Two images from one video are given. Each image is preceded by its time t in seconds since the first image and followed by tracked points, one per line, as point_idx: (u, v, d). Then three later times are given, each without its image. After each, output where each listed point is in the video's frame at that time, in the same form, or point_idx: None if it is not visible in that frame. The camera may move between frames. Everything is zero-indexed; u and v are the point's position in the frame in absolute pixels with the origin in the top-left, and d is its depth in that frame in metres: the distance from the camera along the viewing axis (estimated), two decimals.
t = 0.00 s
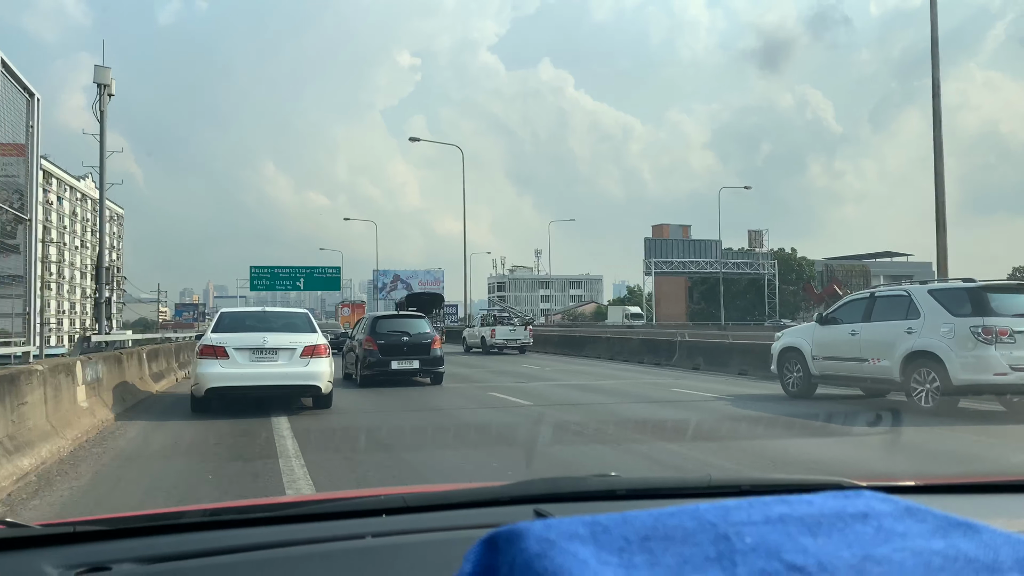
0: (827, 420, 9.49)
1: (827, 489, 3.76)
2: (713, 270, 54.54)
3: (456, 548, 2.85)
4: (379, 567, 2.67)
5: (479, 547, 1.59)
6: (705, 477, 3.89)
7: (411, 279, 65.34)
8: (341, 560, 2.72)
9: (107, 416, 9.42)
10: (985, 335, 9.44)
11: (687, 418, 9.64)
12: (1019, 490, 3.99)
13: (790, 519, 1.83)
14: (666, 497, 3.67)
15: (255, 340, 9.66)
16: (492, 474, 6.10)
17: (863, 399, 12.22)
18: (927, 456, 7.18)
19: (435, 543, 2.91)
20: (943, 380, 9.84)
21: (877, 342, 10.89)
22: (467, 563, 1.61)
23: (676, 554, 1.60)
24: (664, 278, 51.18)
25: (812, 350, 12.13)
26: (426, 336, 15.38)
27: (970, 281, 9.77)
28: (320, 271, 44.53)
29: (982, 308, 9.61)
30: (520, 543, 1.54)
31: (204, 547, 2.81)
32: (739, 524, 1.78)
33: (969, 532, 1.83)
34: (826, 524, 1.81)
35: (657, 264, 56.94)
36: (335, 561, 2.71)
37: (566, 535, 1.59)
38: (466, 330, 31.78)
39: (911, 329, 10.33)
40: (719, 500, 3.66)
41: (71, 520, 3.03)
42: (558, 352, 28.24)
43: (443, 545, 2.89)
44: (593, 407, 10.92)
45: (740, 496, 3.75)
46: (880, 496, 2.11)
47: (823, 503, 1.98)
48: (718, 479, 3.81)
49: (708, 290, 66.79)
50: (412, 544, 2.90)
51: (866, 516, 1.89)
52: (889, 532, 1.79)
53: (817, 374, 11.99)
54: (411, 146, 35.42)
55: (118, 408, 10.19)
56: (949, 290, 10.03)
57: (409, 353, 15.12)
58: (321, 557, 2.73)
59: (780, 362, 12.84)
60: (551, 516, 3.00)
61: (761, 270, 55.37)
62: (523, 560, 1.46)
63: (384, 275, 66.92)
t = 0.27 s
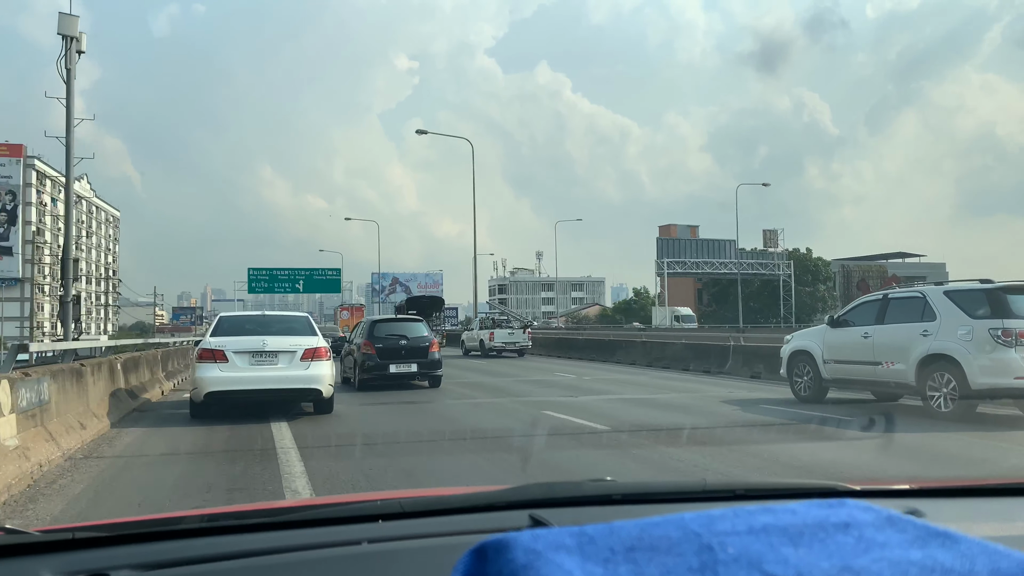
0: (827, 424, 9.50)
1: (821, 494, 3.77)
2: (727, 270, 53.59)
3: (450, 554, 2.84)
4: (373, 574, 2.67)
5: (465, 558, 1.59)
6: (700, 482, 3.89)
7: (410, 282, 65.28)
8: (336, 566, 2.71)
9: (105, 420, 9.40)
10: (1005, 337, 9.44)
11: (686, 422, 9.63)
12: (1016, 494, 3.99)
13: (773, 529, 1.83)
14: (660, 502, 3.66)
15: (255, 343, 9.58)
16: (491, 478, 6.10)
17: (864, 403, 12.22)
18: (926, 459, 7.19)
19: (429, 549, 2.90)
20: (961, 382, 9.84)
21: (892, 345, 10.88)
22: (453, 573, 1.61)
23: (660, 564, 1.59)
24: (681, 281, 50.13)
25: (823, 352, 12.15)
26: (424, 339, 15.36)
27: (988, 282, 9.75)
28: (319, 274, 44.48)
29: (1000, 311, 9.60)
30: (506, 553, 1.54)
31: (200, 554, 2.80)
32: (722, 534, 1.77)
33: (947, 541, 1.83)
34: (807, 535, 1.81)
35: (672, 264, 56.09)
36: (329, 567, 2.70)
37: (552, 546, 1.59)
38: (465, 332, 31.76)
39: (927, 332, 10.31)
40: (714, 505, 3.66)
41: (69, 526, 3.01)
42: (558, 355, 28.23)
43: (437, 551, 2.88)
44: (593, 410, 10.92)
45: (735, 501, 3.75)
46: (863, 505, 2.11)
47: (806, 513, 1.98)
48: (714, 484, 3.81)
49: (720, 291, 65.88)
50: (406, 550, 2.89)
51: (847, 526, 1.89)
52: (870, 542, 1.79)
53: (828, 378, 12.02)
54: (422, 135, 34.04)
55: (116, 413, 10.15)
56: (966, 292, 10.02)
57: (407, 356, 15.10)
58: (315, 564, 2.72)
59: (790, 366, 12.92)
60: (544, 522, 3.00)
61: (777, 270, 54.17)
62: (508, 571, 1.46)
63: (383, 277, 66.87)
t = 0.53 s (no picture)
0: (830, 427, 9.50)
1: (828, 497, 3.77)
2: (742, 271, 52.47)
3: (460, 560, 2.83)
4: None
5: (484, 563, 1.60)
6: (707, 486, 3.90)
7: (408, 285, 65.30)
8: (346, 572, 2.70)
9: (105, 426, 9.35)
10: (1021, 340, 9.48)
11: (689, 426, 9.61)
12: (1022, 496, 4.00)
13: (790, 531, 1.83)
14: (668, 507, 3.66)
15: (256, 349, 9.36)
16: (495, 483, 6.09)
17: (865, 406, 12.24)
18: (930, 462, 7.19)
19: (438, 555, 2.89)
20: (975, 385, 9.90)
21: (903, 347, 10.88)
22: None
23: (679, 567, 1.60)
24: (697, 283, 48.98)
25: (832, 355, 12.17)
26: (421, 341, 15.34)
27: (1004, 284, 9.78)
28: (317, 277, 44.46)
29: (1017, 313, 9.66)
30: (526, 558, 1.54)
31: (208, 561, 2.79)
32: (741, 537, 1.77)
33: (966, 544, 1.84)
34: (825, 537, 1.81)
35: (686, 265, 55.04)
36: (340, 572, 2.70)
37: (570, 550, 1.59)
38: (464, 335, 31.75)
39: (940, 334, 10.31)
40: (722, 509, 3.66)
41: (77, 534, 3.01)
42: (556, 358, 28.26)
43: (446, 557, 2.87)
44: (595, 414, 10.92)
45: (743, 505, 3.75)
46: (879, 507, 2.11)
47: (823, 515, 1.98)
48: (720, 489, 3.81)
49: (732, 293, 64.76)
50: (416, 556, 2.88)
51: (865, 528, 1.88)
52: (888, 543, 1.79)
53: (837, 381, 12.05)
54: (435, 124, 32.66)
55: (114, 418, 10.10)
56: (981, 293, 10.05)
57: (405, 358, 15.08)
58: (325, 570, 2.72)
59: (797, 369, 12.95)
60: (554, 527, 3.00)
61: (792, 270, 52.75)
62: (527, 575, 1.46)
63: (382, 279, 66.80)
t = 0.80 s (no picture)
0: (830, 426, 9.50)
1: (826, 494, 3.78)
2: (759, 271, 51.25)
3: (458, 558, 2.83)
4: None
5: (477, 561, 1.59)
6: (705, 484, 3.90)
7: (406, 287, 65.27)
8: (344, 569, 2.70)
9: (105, 430, 9.33)
10: None
11: (689, 425, 9.61)
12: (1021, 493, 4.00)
13: (784, 528, 1.83)
14: (667, 504, 3.66)
15: (256, 351, 9.32)
16: (495, 481, 6.08)
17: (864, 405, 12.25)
18: (931, 460, 7.19)
19: (436, 552, 2.89)
20: (982, 385, 9.88)
21: (908, 349, 10.89)
22: (464, 575, 1.61)
23: (672, 564, 1.59)
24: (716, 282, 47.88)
25: (836, 356, 12.19)
26: (418, 342, 15.33)
27: (1012, 284, 9.82)
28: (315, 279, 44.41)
29: None
30: (519, 555, 1.53)
31: (206, 559, 2.79)
32: (734, 534, 1.77)
33: (959, 540, 1.84)
34: (819, 534, 1.80)
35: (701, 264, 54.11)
36: (336, 570, 2.69)
37: (563, 547, 1.59)
38: (463, 337, 31.73)
39: (946, 336, 10.31)
40: (720, 506, 3.66)
41: (75, 533, 3.01)
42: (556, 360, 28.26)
43: (444, 554, 2.87)
44: (594, 414, 10.92)
45: (741, 501, 3.76)
46: (874, 504, 2.11)
47: (817, 512, 1.98)
48: (718, 486, 3.82)
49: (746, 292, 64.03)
50: (414, 553, 2.88)
51: (859, 524, 1.88)
52: (882, 540, 1.79)
53: (842, 382, 12.07)
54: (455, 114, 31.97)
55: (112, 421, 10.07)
56: (987, 294, 10.08)
57: (402, 359, 15.07)
58: (322, 567, 2.72)
59: (802, 371, 12.98)
60: (551, 525, 2.99)
61: (812, 270, 51.13)
62: (520, 571, 1.46)
63: (381, 281, 66.74)
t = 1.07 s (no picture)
0: (830, 430, 9.50)
1: (828, 499, 3.78)
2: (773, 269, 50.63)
3: (463, 562, 2.82)
4: None
5: (486, 566, 1.59)
6: (707, 488, 3.91)
7: (404, 290, 65.22)
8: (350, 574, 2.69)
9: (100, 437, 9.27)
10: None
11: (689, 429, 9.60)
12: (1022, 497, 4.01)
13: (790, 534, 1.83)
14: (669, 509, 3.65)
15: (256, 358, 9.27)
16: (497, 486, 6.08)
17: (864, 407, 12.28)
18: (931, 464, 7.19)
19: (442, 557, 2.88)
20: (983, 387, 9.87)
21: (909, 351, 10.90)
22: None
23: (680, 570, 1.59)
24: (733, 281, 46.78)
25: (836, 358, 12.21)
26: (415, 345, 15.31)
27: (1012, 285, 9.82)
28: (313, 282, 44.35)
29: None
30: (527, 562, 1.53)
31: (212, 564, 2.77)
32: (741, 540, 1.77)
33: (962, 546, 1.84)
34: (824, 540, 1.80)
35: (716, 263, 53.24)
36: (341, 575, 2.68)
37: (572, 554, 1.59)
38: (461, 340, 31.72)
39: (947, 338, 10.32)
40: (723, 511, 3.66)
41: (81, 538, 3.00)
42: (554, 363, 28.26)
43: (450, 559, 2.86)
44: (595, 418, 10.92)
45: (744, 506, 3.76)
46: (877, 511, 2.11)
47: (822, 518, 1.98)
48: (721, 491, 3.82)
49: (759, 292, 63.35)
50: (419, 558, 2.87)
51: (863, 531, 1.88)
52: (886, 547, 1.79)
53: (842, 383, 12.09)
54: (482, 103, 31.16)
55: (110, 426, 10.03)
56: (988, 295, 10.08)
57: (399, 362, 15.04)
58: (329, 572, 2.71)
59: (802, 372, 13.00)
60: (555, 530, 2.99)
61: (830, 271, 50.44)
62: None
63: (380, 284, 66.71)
